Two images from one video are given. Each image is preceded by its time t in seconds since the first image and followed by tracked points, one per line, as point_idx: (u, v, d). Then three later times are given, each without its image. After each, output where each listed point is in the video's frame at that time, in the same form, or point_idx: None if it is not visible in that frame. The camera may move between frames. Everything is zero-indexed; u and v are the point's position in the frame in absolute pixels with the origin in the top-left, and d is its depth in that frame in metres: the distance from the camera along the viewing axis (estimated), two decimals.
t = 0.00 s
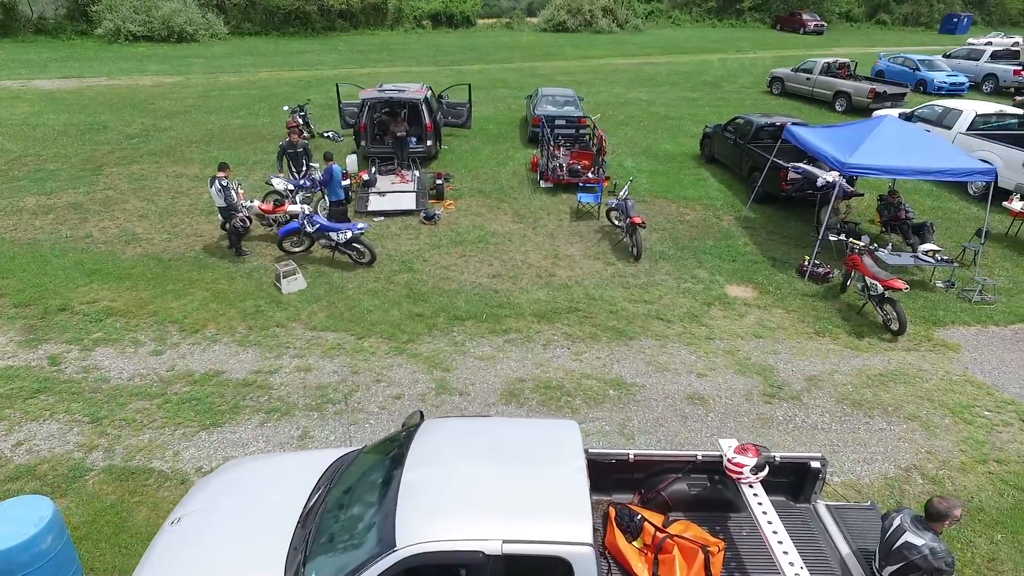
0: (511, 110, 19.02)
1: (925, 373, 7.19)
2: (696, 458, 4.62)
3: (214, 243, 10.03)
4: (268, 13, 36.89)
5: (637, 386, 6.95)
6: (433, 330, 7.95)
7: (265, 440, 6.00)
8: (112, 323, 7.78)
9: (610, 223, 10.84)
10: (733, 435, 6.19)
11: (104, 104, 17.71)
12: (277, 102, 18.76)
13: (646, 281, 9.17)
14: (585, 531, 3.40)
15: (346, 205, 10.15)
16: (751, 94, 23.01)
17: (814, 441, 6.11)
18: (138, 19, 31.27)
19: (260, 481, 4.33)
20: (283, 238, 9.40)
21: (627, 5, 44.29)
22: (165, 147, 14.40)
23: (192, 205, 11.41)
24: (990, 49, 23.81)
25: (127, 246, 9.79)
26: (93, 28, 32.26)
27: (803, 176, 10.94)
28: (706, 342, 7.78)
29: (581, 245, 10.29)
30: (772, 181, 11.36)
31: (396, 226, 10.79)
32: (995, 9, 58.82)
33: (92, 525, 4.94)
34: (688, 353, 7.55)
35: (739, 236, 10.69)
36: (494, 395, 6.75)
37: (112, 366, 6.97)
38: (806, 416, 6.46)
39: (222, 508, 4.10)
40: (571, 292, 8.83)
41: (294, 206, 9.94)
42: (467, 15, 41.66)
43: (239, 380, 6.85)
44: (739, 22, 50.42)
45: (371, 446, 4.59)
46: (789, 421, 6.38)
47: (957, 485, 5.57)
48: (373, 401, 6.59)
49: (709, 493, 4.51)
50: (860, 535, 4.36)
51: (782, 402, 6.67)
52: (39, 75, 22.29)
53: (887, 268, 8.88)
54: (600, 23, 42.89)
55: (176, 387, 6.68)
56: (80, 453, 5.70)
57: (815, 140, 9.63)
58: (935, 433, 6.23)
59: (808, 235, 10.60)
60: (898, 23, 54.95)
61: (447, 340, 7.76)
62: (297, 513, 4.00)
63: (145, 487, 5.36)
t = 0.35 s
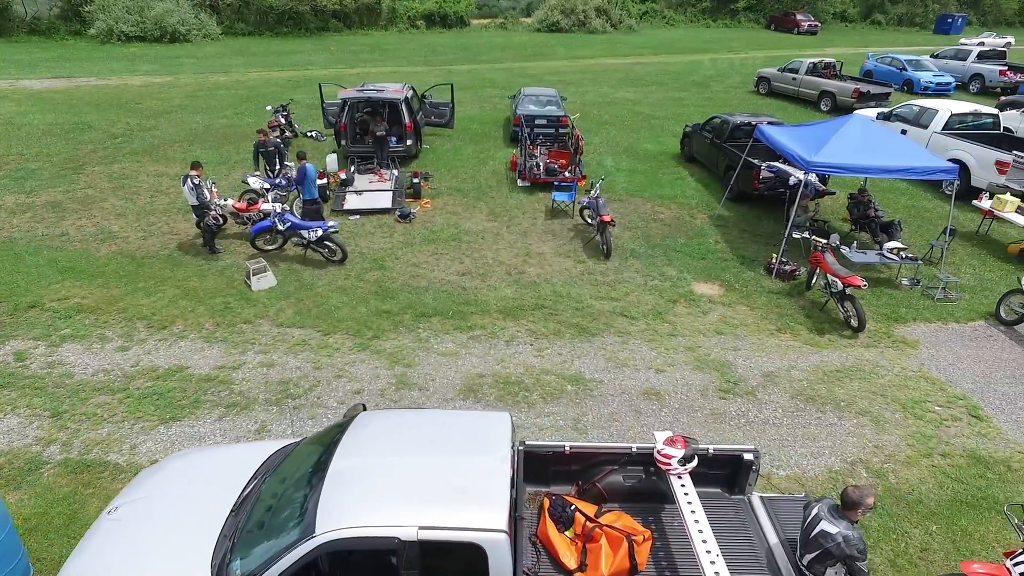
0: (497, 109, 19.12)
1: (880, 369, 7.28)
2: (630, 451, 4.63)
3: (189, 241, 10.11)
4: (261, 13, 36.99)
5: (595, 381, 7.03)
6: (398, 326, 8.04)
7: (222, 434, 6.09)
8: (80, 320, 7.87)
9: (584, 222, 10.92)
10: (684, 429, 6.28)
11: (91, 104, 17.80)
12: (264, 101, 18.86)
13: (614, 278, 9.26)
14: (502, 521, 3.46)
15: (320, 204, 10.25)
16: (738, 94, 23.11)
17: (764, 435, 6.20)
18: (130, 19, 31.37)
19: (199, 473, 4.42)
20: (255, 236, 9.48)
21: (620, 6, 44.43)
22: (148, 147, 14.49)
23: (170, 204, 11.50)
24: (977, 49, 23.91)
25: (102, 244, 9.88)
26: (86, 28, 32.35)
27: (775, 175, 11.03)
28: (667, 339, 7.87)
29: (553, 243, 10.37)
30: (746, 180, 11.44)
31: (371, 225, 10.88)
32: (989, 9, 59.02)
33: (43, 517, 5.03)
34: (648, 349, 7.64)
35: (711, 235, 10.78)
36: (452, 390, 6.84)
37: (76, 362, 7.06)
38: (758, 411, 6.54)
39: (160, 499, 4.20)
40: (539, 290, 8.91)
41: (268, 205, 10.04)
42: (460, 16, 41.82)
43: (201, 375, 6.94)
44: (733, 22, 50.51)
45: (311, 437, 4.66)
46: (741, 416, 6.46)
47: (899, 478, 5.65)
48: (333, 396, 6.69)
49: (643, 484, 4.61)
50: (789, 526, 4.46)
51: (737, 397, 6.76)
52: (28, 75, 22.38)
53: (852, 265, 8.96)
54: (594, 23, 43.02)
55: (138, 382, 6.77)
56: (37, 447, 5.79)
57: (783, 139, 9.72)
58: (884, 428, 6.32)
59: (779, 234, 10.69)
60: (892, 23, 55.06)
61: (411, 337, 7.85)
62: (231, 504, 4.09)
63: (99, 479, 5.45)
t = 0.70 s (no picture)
0: (481, 109, 19.23)
1: (832, 366, 7.38)
2: (560, 443, 4.75)
3: (161, 239, 10.21)
4: (254, 13, 37.09)
5: (549, 377, 7.13)
6: (360, 323, 8.14)
7: (174, 428, 6.19)
8: (45, 317, 7.97)
9: (554, 220, 11.01)
10: (631, 424, 6.38)
11: (76, 104, 17.90)
12: (248, 101, 18.97)
13: (578, 276, 9.35)
14: (411, 507, 3.55)
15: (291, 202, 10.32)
16: (724, 93, 23.21)
17: (709, 429, 6.31)
18: (122, 19, 31.48)
19: (134, 464, 4.53)
20: (224, 235, 9.58)
21: (613, 6, 44.58)
22: (128, 146, 14.59)
23: (145, 203, 11.60)
24: (962, 49, 24.02)
25: (74, 243, 9.98)
26: (79, 28, 32.45)
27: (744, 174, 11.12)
28: (625, 336, 7.97)
29: (522, 241, 10.47)
30: (716, 179, 11.53)
31: (343, 224, 10.98)
32: (984, 10, 59.20)
33: None
34: (605, 346, 7.74)
35: (680, 233, 10.87)
36: (407, 386, 6.94)
37: (37, 358, 7.17)
38: (706, 407, 6.64)
39: (91, 489, 4.31)
40: (503, 288, 9.01)
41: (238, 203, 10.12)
42: (454, 16, 41.97)
43: (160, 371, 7.04)
44: (727, 22, 50.60)
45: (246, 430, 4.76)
46: (689, 411, 6.57)
47: (836, 471, 5.76)
48: (288, 391, 6.79)
49: (573, 476, 4.71)
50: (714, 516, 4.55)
51: (686, 393, 6.86)
52: (17, 74, 22.48)
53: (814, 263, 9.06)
54: (587, 23, 43.15)
55: (97, 377, 6.87)
56: None
57: (747, 136, 9.84)
58: (828, 422, 6.42)
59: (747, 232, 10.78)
60: (887, 23, 55.19)
61: (372, 334, 7.95)
62: (159, 494, 4.21)
63: (48, 472, 5.55)
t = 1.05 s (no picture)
0: (462, 109, 19.34)
1: (780, 362, 7.47)
2: (483, 436, 4.84)
3: (130, 238, 10.31)
4: (245, 13, 37.21)
5: (498, 373, 7.23)
6: (318, 320, 8.24)
7: (121, 423, 6.28)
8: (6, 314, 8.07)
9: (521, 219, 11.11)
10: (574, 419, 6.47)
11: (59, 104, 18.01)
12: (231, 101, 19.08)
13: (540, 274, 9.45)
14: (314, 496, 3.62)
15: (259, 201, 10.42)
16: (708, 93, 23.30)
17: (649, 425, 6.40)
18: (113, 19, 31.63)
19: (63, 456, 4.63)
20: (191, 233, 9.67)
21: (605, 6, 44.75)
22: (107, 146, 14.69)
23: (118, 202, 11.70)
24: (946, 49, 24.12)
25: (43, 241, 10.07)
26: (70, 28, 32.59)
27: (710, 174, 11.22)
28: (579, 333, 8.06)
29: (488, 239, 10.57)
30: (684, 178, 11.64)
31: (312, 222, 11.08)
32: (978, 10, 59.43)
33: None
34: (558, 342, 7.84)
35: (646, 232, 10.97)
36: (357, 381, 7.04)
37: None
38: (650, 402, 6.74)
39: (17, 479, 4.40)
40: (463, 286, 9.11)
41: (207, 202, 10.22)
42: (446, 16, 42.16)
43: (114, 367, 7.14)
44: (720, 22, 50.73)
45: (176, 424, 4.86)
46: (632, 406, 6.66)
47: (769, 465, 5.85)
48: (239, 386, 6.89)
49: (495, 468, 4.80)
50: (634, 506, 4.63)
51: (632, 389, 6.96)
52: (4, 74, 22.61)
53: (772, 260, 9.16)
54: (579, 23, 43.30)
55: (51, 373, 6.97)
56: None
57: (708, 134, 9.93)
58: (768, 418, 6.51)
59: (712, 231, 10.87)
60: (880, 23, 55.32)
61: (329, 330, 8.04)
62: (82, 484, 4.30)
63: None
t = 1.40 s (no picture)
0: (442, 109, 19.44)
1: (723, 359, 7.56)
2: (403, 429, 4.94)
3: (95, 237, 10.41)
4: (236, 13, 37.33)
5: (444, 369, 7.31)
6: (273, 318, 8.33)
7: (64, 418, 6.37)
8: None
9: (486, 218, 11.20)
10: (512, 415, 6.56)
11: (40, 103, 18.11)
12: (213, 101, 19.18)
13: (498, 272, 9.54)
14: (212, 486, 3.72)
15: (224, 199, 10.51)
16: (691, 93, 23.40)
17: (586, 420, 6.49)
18: (102, 19, 31.78)
19: None
20: (153, 232, 9.76)
21: (597, 7, 44.91)
22: (83, 145, 14.78)
23: (87, 201, 11.79)
24: (929, 49, 24.23)
25: (8, 240, 10.16)
26: (60, 28, 32.73)
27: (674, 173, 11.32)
28: (530, 330, 8.15)
29: (451, 238, 10.66)
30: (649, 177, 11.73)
31: (278, 221, 11.17)
32: (972, 10, 59.63)
33: None
34: (507, 339, 7.93)
35: (609, 231, 11.05)
36: (303, 377, 7.13)
37: None
38: (590, 398, 6.83)
39: None
40: (420, 283, 9.20)
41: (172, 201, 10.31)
42: (437, 16, 42.34)
43: (64, 363, 7.23)
44: (713, 22, 50.86)
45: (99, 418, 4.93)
46: (571, 402, 6.76)
47: (698, 459, 5.94)
48: (185, 383, 6.98)
49: (414, 461, 4.90)
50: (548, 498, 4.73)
51: (573, 385, 7.05)
52: None
53: (727, 258, 9.25)
54: (570, 23, 43.42)
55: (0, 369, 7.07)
56: None
57: (668, 133, 10.03)
58: (705, 413, 6.60)
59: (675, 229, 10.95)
60: (873, 23, 55.45)
61: (282, 328, 8.13)
62: None
63: None
